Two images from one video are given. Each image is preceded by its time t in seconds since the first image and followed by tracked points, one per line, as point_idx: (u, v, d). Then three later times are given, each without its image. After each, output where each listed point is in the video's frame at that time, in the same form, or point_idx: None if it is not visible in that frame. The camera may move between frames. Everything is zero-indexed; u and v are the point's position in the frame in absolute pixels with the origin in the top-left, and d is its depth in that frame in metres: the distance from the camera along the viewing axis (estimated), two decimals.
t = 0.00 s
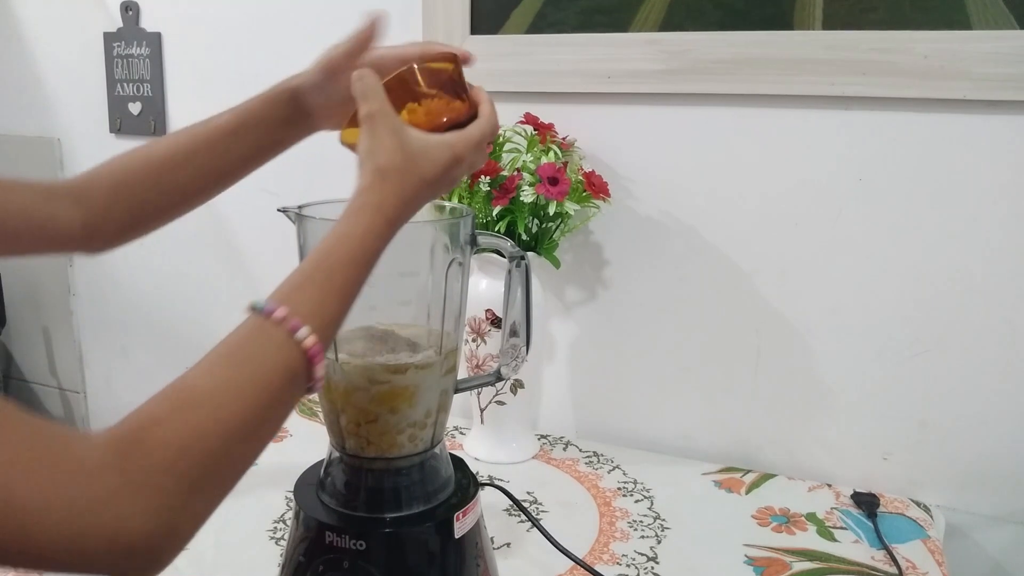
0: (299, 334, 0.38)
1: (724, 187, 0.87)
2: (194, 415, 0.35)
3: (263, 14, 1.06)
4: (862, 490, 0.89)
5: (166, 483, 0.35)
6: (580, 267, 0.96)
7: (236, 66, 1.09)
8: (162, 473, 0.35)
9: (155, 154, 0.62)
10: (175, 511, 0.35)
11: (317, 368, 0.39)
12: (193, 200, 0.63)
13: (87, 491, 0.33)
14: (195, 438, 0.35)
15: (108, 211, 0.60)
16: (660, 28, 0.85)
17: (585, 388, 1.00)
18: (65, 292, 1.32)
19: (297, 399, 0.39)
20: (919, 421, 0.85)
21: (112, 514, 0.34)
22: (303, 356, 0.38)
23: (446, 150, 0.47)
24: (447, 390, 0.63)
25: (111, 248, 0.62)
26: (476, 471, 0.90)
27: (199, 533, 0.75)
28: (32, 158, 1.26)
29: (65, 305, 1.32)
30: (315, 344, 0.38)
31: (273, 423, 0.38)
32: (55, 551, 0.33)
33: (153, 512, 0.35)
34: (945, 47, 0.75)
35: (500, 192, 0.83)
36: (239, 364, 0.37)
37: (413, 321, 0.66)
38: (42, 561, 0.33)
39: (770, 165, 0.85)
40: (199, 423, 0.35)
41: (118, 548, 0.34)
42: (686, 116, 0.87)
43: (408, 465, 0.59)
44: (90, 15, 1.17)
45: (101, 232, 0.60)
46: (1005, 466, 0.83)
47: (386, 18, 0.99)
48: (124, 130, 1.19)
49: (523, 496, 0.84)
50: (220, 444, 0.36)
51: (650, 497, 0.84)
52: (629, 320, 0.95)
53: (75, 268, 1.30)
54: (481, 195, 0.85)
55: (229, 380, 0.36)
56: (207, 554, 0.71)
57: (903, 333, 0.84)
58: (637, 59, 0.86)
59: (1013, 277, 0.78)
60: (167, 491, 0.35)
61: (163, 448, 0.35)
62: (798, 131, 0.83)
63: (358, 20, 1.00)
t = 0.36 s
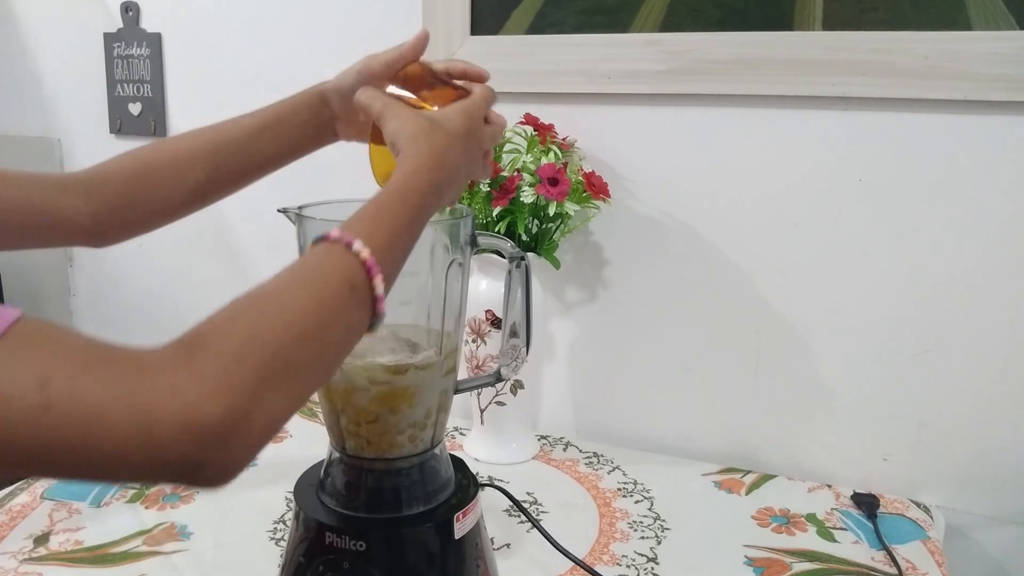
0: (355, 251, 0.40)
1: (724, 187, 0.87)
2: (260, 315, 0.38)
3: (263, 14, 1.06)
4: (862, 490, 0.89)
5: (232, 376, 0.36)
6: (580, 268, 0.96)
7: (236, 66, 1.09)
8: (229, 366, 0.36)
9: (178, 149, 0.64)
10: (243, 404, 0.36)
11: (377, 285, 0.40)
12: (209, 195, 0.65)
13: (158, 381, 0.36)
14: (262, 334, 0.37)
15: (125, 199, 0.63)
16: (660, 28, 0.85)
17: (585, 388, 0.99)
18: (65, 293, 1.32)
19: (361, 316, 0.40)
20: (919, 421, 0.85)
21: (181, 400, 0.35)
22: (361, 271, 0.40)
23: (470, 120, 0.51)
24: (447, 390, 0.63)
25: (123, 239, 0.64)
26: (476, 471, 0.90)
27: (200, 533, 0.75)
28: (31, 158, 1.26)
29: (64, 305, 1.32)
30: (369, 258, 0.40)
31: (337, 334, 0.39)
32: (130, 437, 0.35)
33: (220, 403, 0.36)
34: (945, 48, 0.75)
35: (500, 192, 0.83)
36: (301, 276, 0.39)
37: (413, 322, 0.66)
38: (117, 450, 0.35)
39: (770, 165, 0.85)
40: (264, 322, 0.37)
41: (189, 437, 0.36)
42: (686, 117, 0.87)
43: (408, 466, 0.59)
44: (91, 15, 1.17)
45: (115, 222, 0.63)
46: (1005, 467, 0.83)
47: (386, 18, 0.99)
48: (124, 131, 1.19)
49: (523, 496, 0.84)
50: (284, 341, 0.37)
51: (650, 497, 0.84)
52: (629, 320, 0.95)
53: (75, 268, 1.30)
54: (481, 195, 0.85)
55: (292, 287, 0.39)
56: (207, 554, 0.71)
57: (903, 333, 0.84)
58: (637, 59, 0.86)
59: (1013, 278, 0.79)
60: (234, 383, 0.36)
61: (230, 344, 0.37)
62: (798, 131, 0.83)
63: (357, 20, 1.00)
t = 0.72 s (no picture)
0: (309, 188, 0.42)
1: (724, 187, 0.87)
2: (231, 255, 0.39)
3: (264, 14, 1.06)
4: (862, 490, 0.89)
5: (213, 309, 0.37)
6: (580, 267, 0.96)
7: (236, 65, 1.09)
8: (207, 299, 0.37)
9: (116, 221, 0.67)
10: (227, 336, 0.37)
11: (340, 213, 0.42)
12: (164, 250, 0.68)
13: (142, 323, 0.36)
14: (235, 269, 0.38)
15: (83, 259, 0.66)
16: (660, 27, 0.85)
17: (585, 388, 0.99)
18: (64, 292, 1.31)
19: (336, 248, 0.41)
20: (919, 421, 0.85)
21: (167, 337, 0.36)
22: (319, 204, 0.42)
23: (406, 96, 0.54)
24: (446, 390, 0.63)
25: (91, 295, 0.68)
26: (476, 471, 0.90)
27: (199, 533, 0.75)
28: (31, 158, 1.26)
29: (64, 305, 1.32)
30: (323, 191, 0.42)
31: (311, 264, 0.40)
32: (117, 381, 0.35)
33: (204, 335, 0.36)
34: (945, 48, 0.75)
35: (500, 192, 0.83)
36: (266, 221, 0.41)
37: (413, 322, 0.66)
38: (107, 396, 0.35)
39: (770, 165, 0.85)
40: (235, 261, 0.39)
41: (178, 375, 0.36)
42: (686, 116, 0.87)
43: (408, 465, 0.59)
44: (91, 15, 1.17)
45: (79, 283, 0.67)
46: (1005, 466, 0.83)
47: (386, 18, 0.99)
48: (124, 131, 1.19)
49: (524, 496, 0.84)
50: (259, 273, 0.38)
51: (650, 497, 0.84)
52: (629, 320, 0.95)
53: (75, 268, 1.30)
54: (481, 195, 0.84)
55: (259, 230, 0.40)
56: (207, 554, 0.71)
57: (904, 333, 0.84)
58: (637, 59, 0.86)
59: (1014, 277, 0.78)
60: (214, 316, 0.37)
61: (204, 282, 0.38)
62: (797, 131, 0.83)
63: (357, 20, 1.00)
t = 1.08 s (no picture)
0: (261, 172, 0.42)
1: (724, 187, 0.87)
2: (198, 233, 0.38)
3: (263, 14, 1.06)
4: (862, 490, 0.89)
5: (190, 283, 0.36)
6: (580, 267, 0.96)
7: (236, 65, 1.09)
8: (183, 274, 0.37)
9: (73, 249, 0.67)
10: (207, 308, 0.36)
11: (298, 187, 0.42)
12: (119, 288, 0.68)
13: (118, 300, 0.35)
14: (207, 244, 0.38)
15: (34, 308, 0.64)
16: (660, 27, 0.85)
17: (585, 388, 0.99)
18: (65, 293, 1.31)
19: (303, 222, 0.42)
20: (919, 421, 0.85)
21: (145, 314, 0.35)
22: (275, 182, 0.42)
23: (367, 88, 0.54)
24: (446, 389, 0.63)
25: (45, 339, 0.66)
26: (476, 471, 0.90)
27: (200, 533, 0.75)
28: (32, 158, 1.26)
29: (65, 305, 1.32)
30: (275, 169, 0.42)
31: (281, 237, 0.40)
32: (98, 360, 0.34)
33: (183, 308, 0.36)
34: (945, 48, 0.75)
35: (500, 192, 0.83)
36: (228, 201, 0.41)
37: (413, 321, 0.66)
38: (89, 377, 0.34)
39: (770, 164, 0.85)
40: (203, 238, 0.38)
41: (161, 349, 0.35)
42: (686, 117, 0.87)
43: (408, 465, 0.59)
44: (91, 15, 1.17)
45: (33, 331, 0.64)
46: (1005, 466, 0.83)
47: (386, 19, 0.99)
48: (124, 131, 1.19)
49: (524, 496, 0.84)
50: (232, 247, 0.38)
51: (650, 497, 0.84)
52: (629, 320, 0.95)
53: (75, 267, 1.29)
54: (480, 195, 0.84)
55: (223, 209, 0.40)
56: (207, 554, 0.71)
57: (903, 333, 0.84)
58: (637, 58, 0.86)
59: (1014, 277, 0.78)
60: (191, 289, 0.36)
61: (178, 259, 0.37)
62: (798, 131, 0.83)
63: (357, 21, 1.00)
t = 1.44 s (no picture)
0: (240, 172, 0.43)
1: (724, 187, 0.87)
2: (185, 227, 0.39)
3: (263, 14, 1.06)
4: (862, 490, 0.89)
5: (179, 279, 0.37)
6: (580, 267, 0.96)
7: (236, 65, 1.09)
8: (159, 274, 0.37)
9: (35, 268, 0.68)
10: (184, 310, 0.37)
11: (277, 187, 0.42)
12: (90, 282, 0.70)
13: (92, 301, 0.35)
14: (189, 242, 0.38)
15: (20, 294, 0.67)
16: (660, 28, 0.85)
17: (585, 388, 0.99)
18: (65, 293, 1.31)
19: (282, 221, 0.42)
20: (919, 421, 0.85)
21: (118, 316, 0.35)
22: (254, 182, 0.42)
23: (360, 92, 0.56)
24: (446, 389, 0.63)
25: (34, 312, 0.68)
26: (476, 471, 0.90)
27: (200, 533, 0.75)
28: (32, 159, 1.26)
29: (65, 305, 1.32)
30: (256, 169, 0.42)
31: (259, 236, 0.40)
32: (72, 362, 0.34)
33: (159, 310, 0.36)
34: (945, 48, 0.75)
35: (500, 192, 0.83)
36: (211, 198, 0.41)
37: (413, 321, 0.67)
38: (69, 377, 0.34)
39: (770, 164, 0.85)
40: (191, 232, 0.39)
41: (135, 351, 0.35)
42: (686, 116, 0.87)
43: (408, 465, 0.59)
44: (91, 15, 1.17)
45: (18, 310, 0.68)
46: (1005, 466, 0.83)
47: (386, 19, 0.99)
48: (124, 131, 1.19)
49: (524, 496, 0.84)
50: (214, 242, 0.39)
51: (650, 497, 0.84)
52: (629, 320, 0.95)
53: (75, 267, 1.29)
54: (481, 195, 0.84)
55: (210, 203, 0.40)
56: (207, 554, 0.71)
57: (904, 333, 0.84)
58: (637, 58, 0.86)
59: (1014, 277, 0.78)
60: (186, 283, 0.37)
61: (154, 259, 0.37)
62: (798, 131, 0.83)
63: (358, 21, 1.00)
